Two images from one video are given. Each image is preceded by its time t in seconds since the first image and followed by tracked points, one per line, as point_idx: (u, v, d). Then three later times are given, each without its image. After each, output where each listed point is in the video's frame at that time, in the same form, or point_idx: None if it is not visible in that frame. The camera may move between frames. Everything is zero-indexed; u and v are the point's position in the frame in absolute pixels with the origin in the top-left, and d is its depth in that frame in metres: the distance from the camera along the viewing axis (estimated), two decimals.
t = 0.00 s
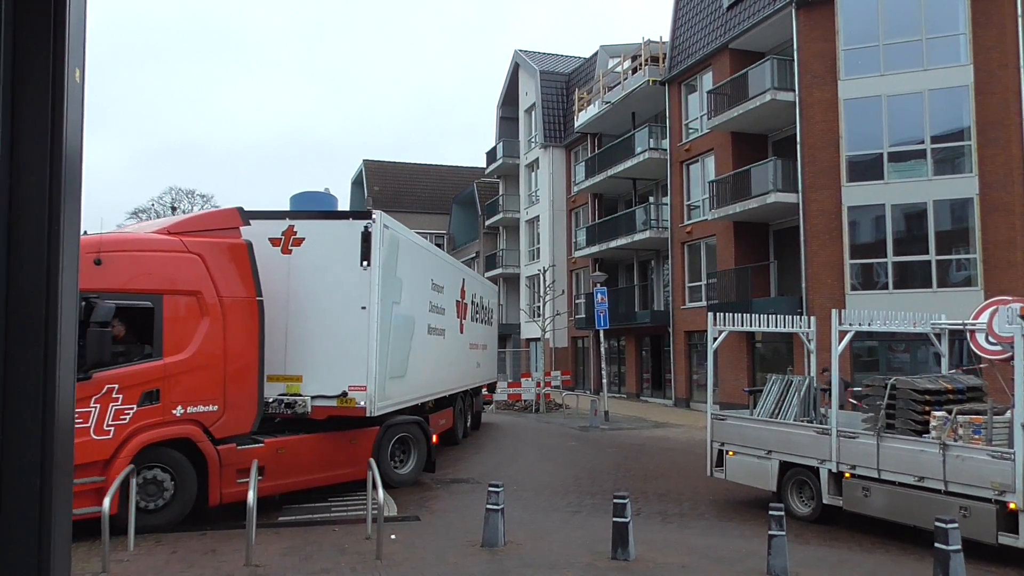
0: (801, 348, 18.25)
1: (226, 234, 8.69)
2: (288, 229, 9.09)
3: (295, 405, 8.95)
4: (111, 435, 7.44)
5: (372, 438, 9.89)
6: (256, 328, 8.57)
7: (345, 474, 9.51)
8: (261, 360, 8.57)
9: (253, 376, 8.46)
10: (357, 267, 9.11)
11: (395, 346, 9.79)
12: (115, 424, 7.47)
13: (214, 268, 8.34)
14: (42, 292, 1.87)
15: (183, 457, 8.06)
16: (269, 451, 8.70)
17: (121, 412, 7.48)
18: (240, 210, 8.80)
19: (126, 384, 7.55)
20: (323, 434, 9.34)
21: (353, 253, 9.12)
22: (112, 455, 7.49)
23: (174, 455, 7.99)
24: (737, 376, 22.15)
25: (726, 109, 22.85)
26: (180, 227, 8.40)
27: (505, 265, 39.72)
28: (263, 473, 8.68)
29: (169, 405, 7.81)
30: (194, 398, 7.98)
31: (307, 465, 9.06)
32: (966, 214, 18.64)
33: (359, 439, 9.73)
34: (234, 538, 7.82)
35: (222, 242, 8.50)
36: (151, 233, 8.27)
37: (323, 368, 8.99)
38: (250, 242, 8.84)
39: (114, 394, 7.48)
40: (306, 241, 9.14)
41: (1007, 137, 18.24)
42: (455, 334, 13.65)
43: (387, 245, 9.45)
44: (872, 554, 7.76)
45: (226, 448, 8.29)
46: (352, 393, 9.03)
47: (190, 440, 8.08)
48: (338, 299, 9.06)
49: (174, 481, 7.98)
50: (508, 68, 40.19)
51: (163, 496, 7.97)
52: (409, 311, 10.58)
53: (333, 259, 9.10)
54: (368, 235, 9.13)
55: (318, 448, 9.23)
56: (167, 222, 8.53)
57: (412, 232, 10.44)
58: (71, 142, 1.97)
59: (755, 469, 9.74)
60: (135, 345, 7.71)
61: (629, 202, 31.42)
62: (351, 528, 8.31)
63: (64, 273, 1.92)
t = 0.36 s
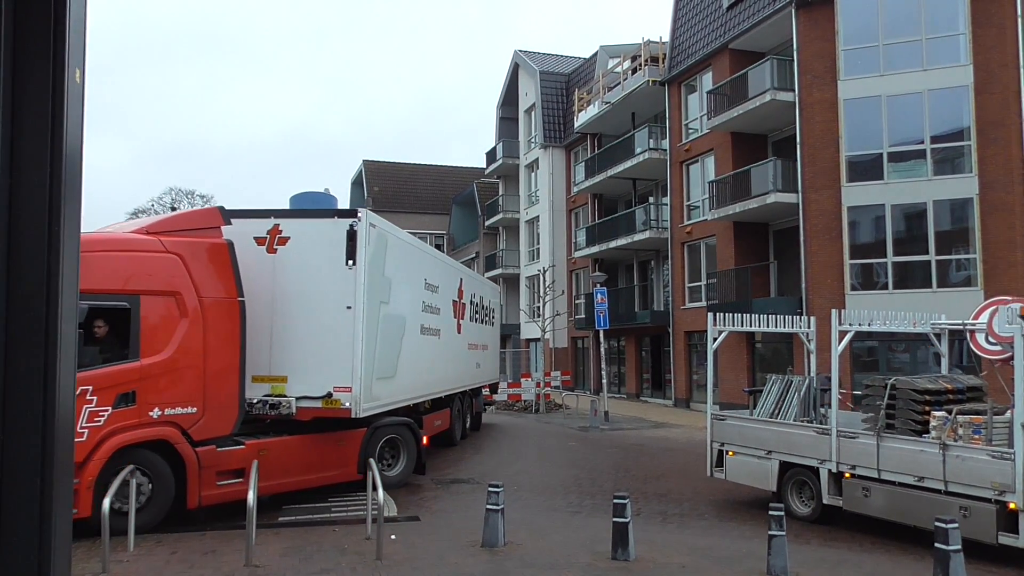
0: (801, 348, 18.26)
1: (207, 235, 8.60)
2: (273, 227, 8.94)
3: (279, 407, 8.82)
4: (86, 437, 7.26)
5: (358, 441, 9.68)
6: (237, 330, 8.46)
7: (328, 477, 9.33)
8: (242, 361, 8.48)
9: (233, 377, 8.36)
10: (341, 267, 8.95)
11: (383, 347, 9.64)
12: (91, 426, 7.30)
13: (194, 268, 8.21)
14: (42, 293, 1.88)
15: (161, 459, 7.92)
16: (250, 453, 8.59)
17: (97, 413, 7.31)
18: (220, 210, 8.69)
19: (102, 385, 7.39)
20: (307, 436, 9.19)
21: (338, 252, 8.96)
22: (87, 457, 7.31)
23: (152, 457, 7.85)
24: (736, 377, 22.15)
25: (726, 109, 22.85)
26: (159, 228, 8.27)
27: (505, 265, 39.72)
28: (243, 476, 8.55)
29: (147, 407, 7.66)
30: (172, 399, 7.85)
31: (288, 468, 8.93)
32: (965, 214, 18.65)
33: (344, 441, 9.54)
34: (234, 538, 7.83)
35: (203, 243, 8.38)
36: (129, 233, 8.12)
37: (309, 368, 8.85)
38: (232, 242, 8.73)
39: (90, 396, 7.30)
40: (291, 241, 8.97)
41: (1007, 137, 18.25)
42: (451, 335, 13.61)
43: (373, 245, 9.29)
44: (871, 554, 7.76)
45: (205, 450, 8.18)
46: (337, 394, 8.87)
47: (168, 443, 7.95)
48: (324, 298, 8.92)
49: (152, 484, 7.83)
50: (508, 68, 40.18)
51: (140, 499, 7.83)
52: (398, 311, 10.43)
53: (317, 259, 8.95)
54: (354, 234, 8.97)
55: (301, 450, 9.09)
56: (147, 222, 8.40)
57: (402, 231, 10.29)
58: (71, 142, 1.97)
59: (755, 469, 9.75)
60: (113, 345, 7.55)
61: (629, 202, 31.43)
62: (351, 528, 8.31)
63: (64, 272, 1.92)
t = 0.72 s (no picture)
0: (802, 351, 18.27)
1: (187, 234, 8.37)
2: (257, 227, 8.77)
3: (263, 410, 8.61)
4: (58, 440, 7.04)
5: (344, 444, 9.55)
6: (216, 331, 8.24)
7: (313, 481, 9.17)
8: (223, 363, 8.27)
9: (211, 380, 8.15)
10: (325, 268, 8.74)
11: (370, 350, 9.43)
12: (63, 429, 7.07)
13: (171, 269, 7.98)
14: (44, 295, 1.88)
15: (136, 462, 7.72)
16: (230, 457, 8.39)
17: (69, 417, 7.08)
18: (200, 210, 8.46)
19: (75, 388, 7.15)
20: (291, 439, 9.03)
21: (322, 252, 8.75)
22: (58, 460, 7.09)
23: (126, 460, 7.63)
24: (737, 379, 22.15)
25: (727, 111, 22.84)
26: (136, 227, 8.03)
27: (506, 267, 39.72)
28: (223, 480, 8.36)
29: (122, 409, 7.45)
30: (148, 402, 7.64)
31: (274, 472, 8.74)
32: (966, 216, 18.65)
33: (329, 445, 9.40)
34: (235, 540, 7.83)
35: (181, 242, 8.15)
36: (105, 233, 7.88)
37: (292, 371, 8.65)
38: (212, 242, 8.50)
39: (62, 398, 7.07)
40: (275, 241, 8.76)
41: (1008, 139, 18.25)
42: (447, 338, 13.55)
43: (360, 245, 9.08)
44: (873, 557, 7.75)
45: (182, 453, 7.97)
46: (321, 397, 8.67)
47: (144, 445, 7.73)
48: (307, 299, 8.72)
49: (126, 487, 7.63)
50: (509, 70, 40.22)
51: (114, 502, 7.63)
52: (389, 312, 10.27)
53: (301, 260, 8.75)
54: (339, 234, 8.76)
55: (286, 453, 8.93)
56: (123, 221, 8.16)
57: (391, 231, 10.09)
58: (73, 145, 1.97)
59: (756, 472, 9.73)
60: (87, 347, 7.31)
61: (630, 204, 31.43)
62: (352, 531, 8.30)
63: (66, 277, 1.92)
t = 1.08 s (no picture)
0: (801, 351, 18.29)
1: (160, 234, 8.21)
2: (236, 226, 8.68)
3: (240, 412, 8.54)
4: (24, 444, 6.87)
5: (325, 447, 9.38)
6: (190, 332, 8.08)
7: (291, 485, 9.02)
8: (197, 364, 8.12)
9: (185, 380, 8.00)
10: (304, 268, 8.63)
11: (352, 351, 9.33)
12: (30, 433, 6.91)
13: (144, 269, 7.81)
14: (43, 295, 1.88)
15: (106, 466, 7.57)
16: (204, 460, 8.27)
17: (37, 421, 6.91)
18: (174, 210, 8.31)
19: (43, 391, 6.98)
20: (268, 443, 8.88)
21: (301, 252, 8.65)
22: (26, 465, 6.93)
23: (95, 463, 7.49)
24: (736, 380, 22.17)
25: (725, 112, 22.86)
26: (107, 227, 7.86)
27: (505, 268, 39.75)
28: (197, 483, 8.23)
29: (92, 412, 7.30)
30: (119, 404, 7.48)
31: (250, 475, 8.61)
32: (964, 217, 18.68)
33: (309, 448, 9.24)
34: (234, 541, 7.83)
35: (153, 243, 7.99)
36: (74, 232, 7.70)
37: (271, 373, 8.57)
38: (185, 242, 8.35)
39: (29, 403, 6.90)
40: (254, 240, 8.67)
41: (1006, 140, 18.29)
42: (441, 338, 13.50)
43: (340, 245, 8.96)
44: (872, 557, 7.77)
45: (154, 457, 7.83)
46: (299, 399, 8.56)
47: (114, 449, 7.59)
48: (285, 299, 8.62)
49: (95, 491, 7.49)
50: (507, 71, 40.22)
51: (83, 506, 7.49)
52: (375, 313, 10.19)
53: (281, 259, 8.66)
54: (317, 233, 8.63)
55: (263, 457, 8.78)
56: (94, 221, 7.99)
57: (376, 229, 9.98)
58: (71, 144, 1.97)
59: (755, 472, 9.74)
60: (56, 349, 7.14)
61: (628, 205, 31.45)
62: (350, 532, 8.29)
63: (65, 277, 1.92)
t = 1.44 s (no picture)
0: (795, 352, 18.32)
1: (124, 234, 8.18)
2: (208, 225, 8.65)
3: (211, 413, 8.47)
4: None
5: (299, 450, 9.23)
6: (156, 332, 7.99)
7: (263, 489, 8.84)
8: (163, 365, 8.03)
9: (152, 381, 7.90)
10: (277, 266, 8.59)
11: (329, 351, 9.29)
12: None
13: (110, 267, 7.72)
14: (38, 294, 1.88)
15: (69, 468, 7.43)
16: (171, 462, 8.13)
17: None
18: (139, 208, 8.33)
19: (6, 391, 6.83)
20: (240, 445, 8.74)
21: (273, 250, 8.60)
22: None
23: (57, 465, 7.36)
24: (730, 380, 22.20)
25: (720, 113, 22.88)
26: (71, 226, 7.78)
27: (500, 268, 39.73)
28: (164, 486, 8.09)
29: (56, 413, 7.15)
30: (84, 405, 7.35)
31: (219, 477, 8.45)
32: (958, 218, 18.75)
33: (282, 451, 9.08)
34: (229, 542, 7.82)
35: (119, 241, 7.92)
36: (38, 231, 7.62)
37: (244, 373, 8.54)
38: (152, 241, 8.31)
39: None
40: (226, 238, 8.65)
41: (1000, 141, 18.38)
42: (431, 338, 13.46)
43: (315, 242, 8.91)
44: (865, 557, 7.79)
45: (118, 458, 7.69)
46: (271, 400, 8.53)
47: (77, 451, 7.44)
48: (258, 298, 8.59)
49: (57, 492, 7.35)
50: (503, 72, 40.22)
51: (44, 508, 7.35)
52: (356, 312, 10.14)
53: (253, 258, 8.62)
54: (290, 231, 8.58)
55: (234, 458, 8.64)
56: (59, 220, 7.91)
57: (354, 227, 9.92)
58: (67, 144, 1.97)
59: (749, 473, 9.75)
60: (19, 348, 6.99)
61: (623, 205, 31.48)
62: (345, 533, 8.28)
63: (60, 275, 1.92)
